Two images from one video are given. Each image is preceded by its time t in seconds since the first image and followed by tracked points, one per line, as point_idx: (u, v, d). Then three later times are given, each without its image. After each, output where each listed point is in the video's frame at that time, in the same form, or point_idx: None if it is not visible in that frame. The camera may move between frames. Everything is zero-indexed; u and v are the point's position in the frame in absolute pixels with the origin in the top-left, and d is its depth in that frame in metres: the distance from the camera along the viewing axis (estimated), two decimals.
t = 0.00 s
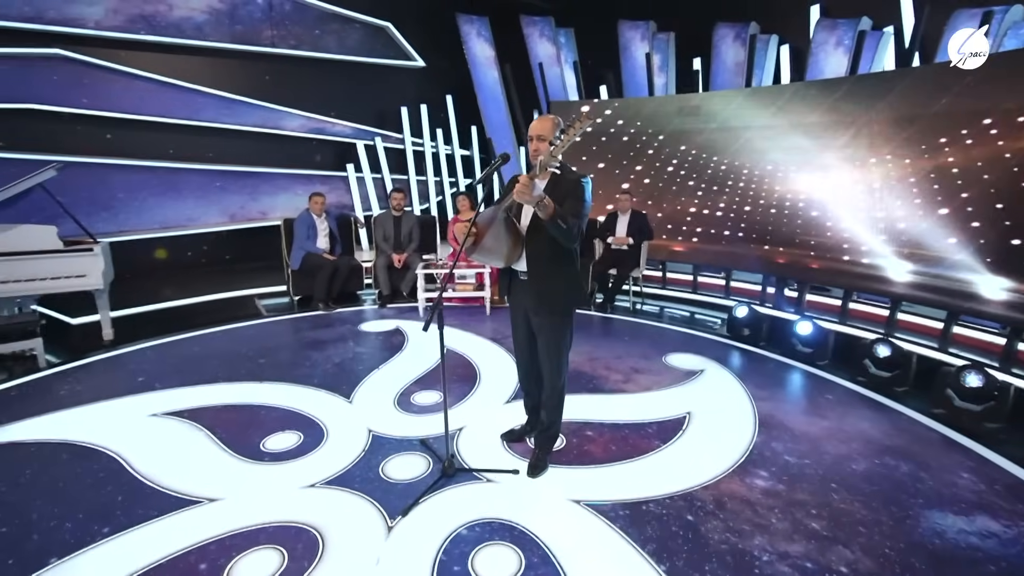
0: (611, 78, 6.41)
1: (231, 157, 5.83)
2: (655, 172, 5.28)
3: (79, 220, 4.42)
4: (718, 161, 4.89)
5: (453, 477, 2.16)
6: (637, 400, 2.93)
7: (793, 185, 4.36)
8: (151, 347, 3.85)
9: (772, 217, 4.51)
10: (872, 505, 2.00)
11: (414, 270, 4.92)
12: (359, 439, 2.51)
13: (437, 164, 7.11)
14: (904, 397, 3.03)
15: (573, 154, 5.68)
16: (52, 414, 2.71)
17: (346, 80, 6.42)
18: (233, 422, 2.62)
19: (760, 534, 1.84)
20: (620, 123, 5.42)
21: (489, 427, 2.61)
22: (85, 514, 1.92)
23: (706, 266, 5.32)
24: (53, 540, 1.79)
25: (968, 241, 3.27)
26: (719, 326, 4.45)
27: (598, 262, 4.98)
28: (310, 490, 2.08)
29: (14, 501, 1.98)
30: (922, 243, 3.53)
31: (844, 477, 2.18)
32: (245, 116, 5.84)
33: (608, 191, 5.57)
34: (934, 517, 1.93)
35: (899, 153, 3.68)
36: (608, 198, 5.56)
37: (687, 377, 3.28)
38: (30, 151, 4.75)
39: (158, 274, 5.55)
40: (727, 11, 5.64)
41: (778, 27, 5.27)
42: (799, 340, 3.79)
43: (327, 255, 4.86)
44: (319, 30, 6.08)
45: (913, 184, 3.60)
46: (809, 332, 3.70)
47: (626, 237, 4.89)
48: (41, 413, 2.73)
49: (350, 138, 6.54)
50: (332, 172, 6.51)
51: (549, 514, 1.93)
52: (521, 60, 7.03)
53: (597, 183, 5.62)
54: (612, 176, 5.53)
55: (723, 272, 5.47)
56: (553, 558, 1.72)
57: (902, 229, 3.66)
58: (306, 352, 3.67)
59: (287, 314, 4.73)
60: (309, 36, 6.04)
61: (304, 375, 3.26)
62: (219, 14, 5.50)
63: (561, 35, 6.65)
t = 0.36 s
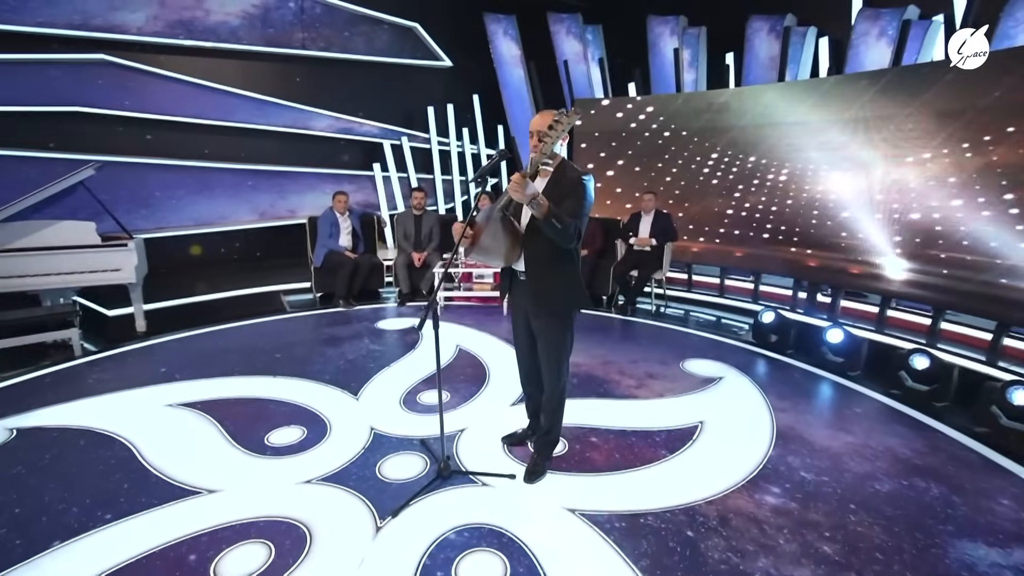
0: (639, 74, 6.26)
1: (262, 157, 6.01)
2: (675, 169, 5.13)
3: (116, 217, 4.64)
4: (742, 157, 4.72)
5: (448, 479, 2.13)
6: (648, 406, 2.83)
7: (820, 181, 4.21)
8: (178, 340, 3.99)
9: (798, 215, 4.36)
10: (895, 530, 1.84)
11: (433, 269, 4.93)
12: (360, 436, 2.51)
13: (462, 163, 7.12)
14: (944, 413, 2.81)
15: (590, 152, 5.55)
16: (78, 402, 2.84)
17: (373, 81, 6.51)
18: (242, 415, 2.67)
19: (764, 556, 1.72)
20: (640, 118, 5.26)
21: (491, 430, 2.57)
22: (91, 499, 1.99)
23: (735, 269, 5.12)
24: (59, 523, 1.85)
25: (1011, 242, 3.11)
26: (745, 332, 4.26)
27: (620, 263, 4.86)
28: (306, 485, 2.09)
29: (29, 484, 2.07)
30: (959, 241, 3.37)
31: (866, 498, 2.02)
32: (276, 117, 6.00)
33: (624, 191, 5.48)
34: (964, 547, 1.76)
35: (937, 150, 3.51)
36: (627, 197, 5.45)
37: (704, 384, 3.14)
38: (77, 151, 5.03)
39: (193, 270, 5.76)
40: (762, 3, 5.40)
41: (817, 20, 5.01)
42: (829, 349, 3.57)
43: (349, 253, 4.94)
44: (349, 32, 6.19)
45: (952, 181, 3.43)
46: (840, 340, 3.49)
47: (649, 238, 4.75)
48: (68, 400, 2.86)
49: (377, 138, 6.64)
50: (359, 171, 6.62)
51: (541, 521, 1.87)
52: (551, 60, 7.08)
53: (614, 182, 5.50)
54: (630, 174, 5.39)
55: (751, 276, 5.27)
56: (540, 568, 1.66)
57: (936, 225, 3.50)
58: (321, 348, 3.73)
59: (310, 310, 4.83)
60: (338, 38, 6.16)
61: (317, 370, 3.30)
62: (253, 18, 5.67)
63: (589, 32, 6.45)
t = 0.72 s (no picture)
0: (667, 71, 6.12)
1: (293, 157, 6.16)
2: (698, 166, 4.97)
3: (153, 215, 4.86)
4: (771, 155, 4.53)
5: (442, 484, 2.10)
6: (658, 415, 2.72)
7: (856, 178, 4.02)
8: (204, 334, 4.14)
9: (828, 215, 4.16)
10: (916, 562, 1.69)
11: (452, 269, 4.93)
12: (362, 435, 2.51)
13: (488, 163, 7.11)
14: (987, 434, 2.58)
15: (610, 148, 5.43)
16: (104, 392, 2.97)
17: (401, 82, 6.57)
18: (251, 410, 2.73)
19: None
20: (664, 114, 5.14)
21: (493, 434, 2.52)
22: (99, 488, 2.06)
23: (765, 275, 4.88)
24: (68, 509, 1.93)
25: None
26: (772, 340, 4.05)
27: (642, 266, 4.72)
28: (302, 483, 2.10)
29: (47, 470, 2.17)
30: (1003, 245, 3.16)
31: (886, 526, 1.87)
32: (306, 118, 6.15)
33: (643, 191, 5.33)
34: None
35: (984, 150, 3.28)
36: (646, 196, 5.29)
37: (722, 394, 3.00)
38: (120, 152, 5.30)
39: (226, 266, 5.98)
40: None
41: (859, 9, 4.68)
42: (862, 360, 3.35)
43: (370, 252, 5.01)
44: (377, 34, 6.27)
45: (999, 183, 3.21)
46: (874, 351, 3.27)
47: (673, 241, 4.57)
48: (95, 390, 3.00)
49: (404, 138, 6.70)
50: (386, 171, 6.70)
51: (532, 532, 1.82)
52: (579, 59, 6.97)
53: (634, 181, 5.37)
54: (650, 172, 5.25)
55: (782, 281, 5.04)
56: None
57: (977, 228, 3.27)
58: (337, 346, 3.78)
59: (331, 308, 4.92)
60: (367, 40, 6.25)
61: (330, 368, 3.34)
62: (286, 22, 5.83)
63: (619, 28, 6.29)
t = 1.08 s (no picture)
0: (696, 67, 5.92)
1: (322, 157, 6.31)
2: (722, 163, 4.81)
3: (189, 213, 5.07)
4: (800, 153, 4.34)
5: (435, 484, 2.08)
6: (667, 423, 2.62)
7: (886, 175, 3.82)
8: (231, 327, 4.28)
9: (860, 217, 3.96)
10: None
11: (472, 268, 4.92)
12: (364, 432, 2.52)
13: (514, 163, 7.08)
14: None
15: (631, 144, 5.33)
16: (131, 381, 3.11)
17: (429, 82, 6.62)
18: (262, 403, 2.79)
19: None
20: (688, 109, 4.99)
21: (494, 436, 2.49)
22: (111, 473, 2.15)
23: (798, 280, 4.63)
24: (80, 492, 2.02)
25: None
26: (801, 348, 3.84)
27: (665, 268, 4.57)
28: (299, 477, 2.12)
29: (67, 453, 2.28)
30: None
31: (905, 554, 1.72)
32: (336, 119, 6.28)
33: (664, 189, 5.21)
34: None
35: None
36: (667, 193, 5.17)
37: (739, 404, 2.85)
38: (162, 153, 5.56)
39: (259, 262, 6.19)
40: None
41: None
42: (896, 372, 3.13)
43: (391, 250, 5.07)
44: (406, 34, 6.34)
45: None
46: (909, 362, 3.04)
47: (698, 242, 4.42)
48: (124, 379, 3.15)
49: (431, 138, 6.75)
50: (413, 171, 6.77)
51: (519, 539, 1.77)
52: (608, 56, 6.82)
53: (655, 177, 5.26)
54: (672, 168, 5.13)
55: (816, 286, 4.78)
56: None
57: None
58: (353, 342, 3.83)
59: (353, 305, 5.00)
60: (395, 40, 6.32)
61: (343, 364, 3.38)
62: (317, 25, 5.97)
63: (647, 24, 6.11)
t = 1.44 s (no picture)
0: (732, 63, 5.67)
1: (354, 157, 6.45)
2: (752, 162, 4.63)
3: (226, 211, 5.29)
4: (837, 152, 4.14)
5: (431, 486, 2.05)
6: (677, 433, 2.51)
7: (930, 174, 3.63)
8: (259, 322, 4.43)
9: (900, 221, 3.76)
10: None
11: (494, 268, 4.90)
12: (369, 430, 2.53)
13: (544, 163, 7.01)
14: None
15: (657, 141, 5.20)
16: (159, 370, 3.26)
17: (459, 82, 6.65)
18: (276, 396, 2.86)
19: None
20: (717, 105, 4.82)
21: (496, 439, 2.45)
22: (127, 458, 2.24)
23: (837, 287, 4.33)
24: (96, 476, 2.12)
25: None
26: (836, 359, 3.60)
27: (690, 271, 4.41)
28: (298, 472, 2.15)
29: (92, 438, 2.40)
30: None
31: None
32: (368, 119, 6.41)
33: (689, 188, 5.07)
34: None
35: None
36: (692, 193, 5.04)
37: (759, 416, 2.70)
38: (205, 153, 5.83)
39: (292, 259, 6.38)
40: None
41: None
42: (940, 388, 2.88)
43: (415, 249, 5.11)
44: (438, 35, 6.38)
45: None
46: (953, 378, 2.79)
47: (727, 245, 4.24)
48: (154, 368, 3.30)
49: (461, 138, 6.78)
50: (442, 171, 6.82)
51: (507, 548, 1.72)
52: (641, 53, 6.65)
53: (680, 176, 5.12)
54: (700, 167, 4.99)
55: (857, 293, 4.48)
56: None
57: None
58: (372, 340, 3.88)
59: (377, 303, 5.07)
60: (427, 42, 6.38)
61: (359, 361, 3.43)
62: (351, 28, 6.10)
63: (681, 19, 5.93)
